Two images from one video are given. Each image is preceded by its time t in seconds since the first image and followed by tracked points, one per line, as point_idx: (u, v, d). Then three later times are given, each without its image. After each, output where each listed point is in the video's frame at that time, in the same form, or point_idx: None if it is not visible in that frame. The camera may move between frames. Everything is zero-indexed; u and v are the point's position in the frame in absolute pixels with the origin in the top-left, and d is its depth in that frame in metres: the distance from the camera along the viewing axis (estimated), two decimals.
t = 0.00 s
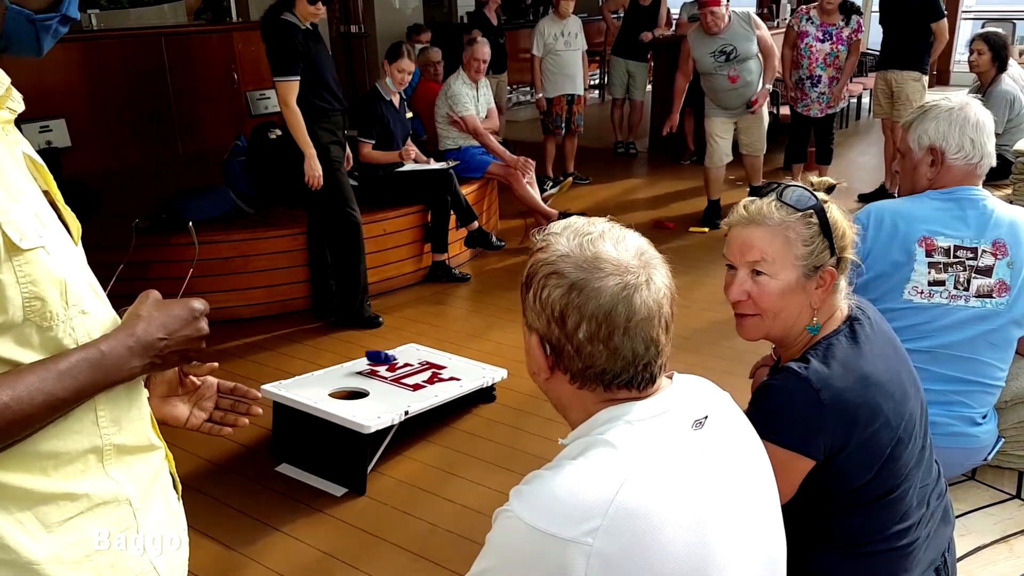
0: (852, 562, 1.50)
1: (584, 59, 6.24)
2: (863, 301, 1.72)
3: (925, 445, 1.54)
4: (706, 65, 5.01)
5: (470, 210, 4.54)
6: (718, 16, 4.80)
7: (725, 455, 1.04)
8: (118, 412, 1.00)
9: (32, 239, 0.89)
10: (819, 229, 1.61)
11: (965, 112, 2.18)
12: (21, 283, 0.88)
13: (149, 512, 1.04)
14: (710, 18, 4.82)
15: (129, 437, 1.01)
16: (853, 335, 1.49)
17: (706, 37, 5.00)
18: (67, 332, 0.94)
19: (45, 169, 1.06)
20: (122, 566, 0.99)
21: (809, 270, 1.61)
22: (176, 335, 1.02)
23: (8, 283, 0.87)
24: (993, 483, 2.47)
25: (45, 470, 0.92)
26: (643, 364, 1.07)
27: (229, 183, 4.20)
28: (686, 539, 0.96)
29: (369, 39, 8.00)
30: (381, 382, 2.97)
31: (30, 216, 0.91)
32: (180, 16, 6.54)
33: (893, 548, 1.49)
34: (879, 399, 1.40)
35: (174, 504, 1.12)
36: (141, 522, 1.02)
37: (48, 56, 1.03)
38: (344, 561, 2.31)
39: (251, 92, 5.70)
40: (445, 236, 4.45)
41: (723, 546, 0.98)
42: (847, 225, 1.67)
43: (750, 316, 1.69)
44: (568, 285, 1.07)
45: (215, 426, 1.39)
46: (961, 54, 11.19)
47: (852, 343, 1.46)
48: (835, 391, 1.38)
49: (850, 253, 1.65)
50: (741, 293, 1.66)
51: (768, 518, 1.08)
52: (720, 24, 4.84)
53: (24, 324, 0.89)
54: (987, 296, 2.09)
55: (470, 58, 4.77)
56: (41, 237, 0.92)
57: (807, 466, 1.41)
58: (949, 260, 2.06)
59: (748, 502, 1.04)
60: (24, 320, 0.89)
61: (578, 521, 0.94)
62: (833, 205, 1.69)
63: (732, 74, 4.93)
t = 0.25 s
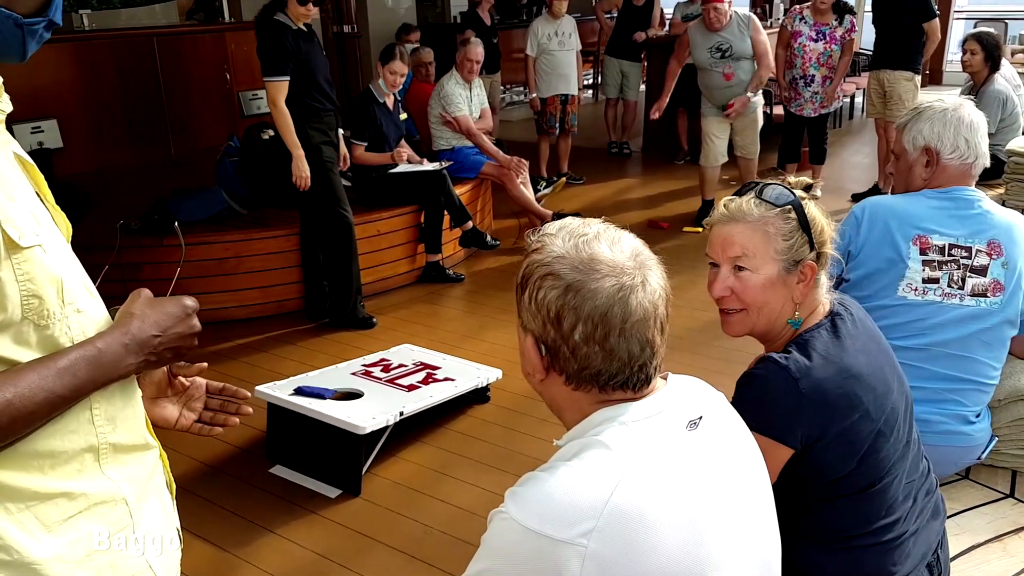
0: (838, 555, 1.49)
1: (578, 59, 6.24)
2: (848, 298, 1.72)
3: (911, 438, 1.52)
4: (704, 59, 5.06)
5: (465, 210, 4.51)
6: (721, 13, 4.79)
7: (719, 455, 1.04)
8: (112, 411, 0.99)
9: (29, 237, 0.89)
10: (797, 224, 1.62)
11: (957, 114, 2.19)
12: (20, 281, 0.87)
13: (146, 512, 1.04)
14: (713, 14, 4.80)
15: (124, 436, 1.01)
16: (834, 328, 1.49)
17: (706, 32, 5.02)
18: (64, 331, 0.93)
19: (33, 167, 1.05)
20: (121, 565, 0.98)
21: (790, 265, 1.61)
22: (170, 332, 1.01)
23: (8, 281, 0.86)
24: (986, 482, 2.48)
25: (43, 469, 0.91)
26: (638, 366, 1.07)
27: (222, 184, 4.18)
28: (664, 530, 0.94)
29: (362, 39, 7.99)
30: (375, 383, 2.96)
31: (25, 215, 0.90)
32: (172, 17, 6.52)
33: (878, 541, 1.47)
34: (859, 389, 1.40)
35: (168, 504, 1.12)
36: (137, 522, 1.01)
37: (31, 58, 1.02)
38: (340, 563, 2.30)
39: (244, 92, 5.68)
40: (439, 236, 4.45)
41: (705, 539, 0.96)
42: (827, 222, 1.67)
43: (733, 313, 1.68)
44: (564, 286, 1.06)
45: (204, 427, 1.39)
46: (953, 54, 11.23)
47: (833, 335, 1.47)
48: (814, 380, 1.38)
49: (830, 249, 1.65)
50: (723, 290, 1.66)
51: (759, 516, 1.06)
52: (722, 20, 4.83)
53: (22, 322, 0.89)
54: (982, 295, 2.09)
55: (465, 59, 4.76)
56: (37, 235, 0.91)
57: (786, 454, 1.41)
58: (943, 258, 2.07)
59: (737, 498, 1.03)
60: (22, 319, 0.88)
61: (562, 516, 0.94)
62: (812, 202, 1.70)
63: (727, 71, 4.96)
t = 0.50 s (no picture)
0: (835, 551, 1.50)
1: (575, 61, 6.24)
2: (842, 297, 1.73)
3: (906, 436, 1.53)
4: (704, 58, 5.12)
5: (461, 213, 4.50)
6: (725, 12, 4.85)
7: (718, 456, 1.05)
8: (114, 412, 1.00)
9: (30, 239, 0.89)
10: (791, 222, 1.63)
11: (955, 118, 2.18)
12: (20, 283, 0.88)
13: (147, 513, 1.04)
14: (717, 13, 4.86)
15: (126, 437, 1.01)
16: (830, 324, 1.50)
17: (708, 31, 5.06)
18: (65, 333, 0.94)
19: (34, 171, 1.05)
20: (121, 565, 0.99)
21: (784, 261, 1.62)
22: (170, 333, 1.02)
23: (8, 283, 0.87)
24: (982, 484, 2.49)
25: (45, 471, 0.92)
26: (642, 378, 1.08)
27: (218, 186, 4.17)
28: (660, 525, 0.95)
29: (358, 42, 8.00)
30: (371, 385, 2.97)
31: (25, 218, 0.91)
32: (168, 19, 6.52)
33: (873, 537, 1.48)
34: (853, 385, 1.41)
35: (170, 505, 1.12)
36: (138, 522, 1.02)
37: (30, 55, 1.01)
38: (337, 564, 2.30)
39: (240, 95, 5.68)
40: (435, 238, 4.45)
41: (701, 533, 0.97)
42: (820, 221, 1.69)
43: (730, 310, 1.70)
44: (574, 298, 1.07)
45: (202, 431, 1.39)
46: (948, 56, 11.27)
47: (828, 332, 1.48)
48: (811, 373, 1.40)
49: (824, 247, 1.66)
50: (720, 287, 1.67)
51: (756, 514, 1.07)
52: (725, 19, 4.89)
53: (23, 325, 0.89)
54: (974, 296, 2.10)
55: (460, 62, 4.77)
56: (37, 237, 0.91)
57: (782, 446, 1.42)
58: (934, 258, 2.08)
59: (735, 495, 1.04)
60: (23, 321, 0.89)
61: (562, 513, 0.95)
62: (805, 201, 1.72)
63: (726, 70, 5.01)
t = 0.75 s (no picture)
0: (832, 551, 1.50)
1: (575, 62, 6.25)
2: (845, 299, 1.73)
3: (904, 437, 1.54)
4: (710, 59, 5.11)
5: (460, 213, 4.52)
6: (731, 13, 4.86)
7: (723, 458, 1.06)
8: (114, 409, 1.00)
9: (26, 236, 0.89)
10: (795, 222, 1.63)
11: (957, 123, 2.18)
12: (15, 280, 0.87)
13: (148, 510, 1.04)
14: (723, 13, 4.88)
15: (127, 434, 1.01)
16: (831, 325, 1.51)
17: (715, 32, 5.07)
18: (63, 330, 0.94)
19: (35, 165, 1.05)
20: (122, 563, 0.99)
21: (788, 261, 1.62)
22: (171, 332, 1.02)
23: (3, 279, 0.86)
24: (979, 487, 2.50)
25: (45, 468, 0.92)
26: (640, 365, 1.08)
27: (218, 184, 4.21)
28: (660, 523, 0.95)
29: (358, 41, 8.01)
30: (370, 384, 2.97)
31: (22, 214, 0.91)
32: (168, 18, 6.53)
33: (870, 537, 1.48)
34: (852, 386, 1.42)
35: (172, 501, 1.12)
36: (139, 519, 1.02)
37: (29, 48, 1.01)
38: (335, 563, 2.30)
39: (240, 93, 5.68)
40: (434, 238, 4.45)
41: (702, 532, 0.97)
42: (825, 222, 1.69)
43: (733, 309, 1.71)
44: (566, 285, 1.08)
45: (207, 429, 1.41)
46: (948, 60, 11.30)
47: (828, 333, 1.48)
48: (810, 373, 1.40)
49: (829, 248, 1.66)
50: (723, 286, 1.68)
51: (756, 514, 1.07)
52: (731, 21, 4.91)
53: (20, 321, 0.89)
54: (974, 300, 2.10)
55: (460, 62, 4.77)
56: (33, 233, 0.91)
57: (779, 446, 1.43)
58: (934, 262, 2.09)
59: (736, 495, 1.04)
60: (20, 318, 0.89)
61: (563, 513, 0.95)
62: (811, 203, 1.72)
63: (733, 70, 5.02)
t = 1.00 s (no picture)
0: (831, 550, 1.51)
1: (574, 61, 6.25)
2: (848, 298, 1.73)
3: (905, 437, 1.54)
4: (713, 59, 5.12)
5: (459, 213, 4.53)
6: (734, 12, 4.86)
7: (729, 461, 1.06)
8: (111, 414, 1.00)
9: (19, 240, 0.89)
10: (802, 223, 1.64)
11: (959, 123, 2.19)
12: (7, 285, 0.87)
13: (145, 513, 1.05)
14: (725, 14, 4.88)
15: (124, 438, 1.02)
16: (832, 327, 1.51)
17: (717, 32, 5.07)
18: (58, 333, 0.94)
19: (34, 167, 1.05)
20: (117, 566, 0.99)
21: (794, 261, 1.63)
22: (169, 338, 1.02)
23: None
24: (977, 485, 2.50)
25: (41, 472, 0.92)
26: (654, 374, 1.09)
27: (217, 184, 4.19)
28: (663, 525, 0.96)
29: (358, 41, 8.01)
30: (370, 383, 2.97)
31: (16, 217, 0.91)
32: (167, 17, 6.53)
33: (870, 536, 1.49)
34: (853, 386, 1.42)
35: (170, 503, 1.13)
36: (136, 523, 1.02)
37: (29, 54, 1.02)
38: (334, 562, 2.31)
39: (239, 93, 5.68)
40: (434, 238, 4.45)
41: (705, 533, 0.98)
42: (833, 224, 1.69)
43: (735, 305, 1.71)
44: (584, 293, 1.08)
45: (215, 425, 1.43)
46: (947, 60, 11.31)
47: (830, 334, 1.48)
48: (808, 374, 1.40)
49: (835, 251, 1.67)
50: (726, 281, 1.68)
51: (761, 513, 1.08)
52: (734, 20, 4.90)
53: (13, 325, 0.89)
54: (975, 300, 2.11)
55: (460, 60, 4.78)
56: (27, 237, 0.91)
57: (778, 447, 1.43)
58: (935, 262, 2.08)
59: (741, 495, 1.04)
60: (13, 322, 0.89)
61: (569, 514, 0.95)
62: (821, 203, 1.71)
63: (735, 70, 5.03)
